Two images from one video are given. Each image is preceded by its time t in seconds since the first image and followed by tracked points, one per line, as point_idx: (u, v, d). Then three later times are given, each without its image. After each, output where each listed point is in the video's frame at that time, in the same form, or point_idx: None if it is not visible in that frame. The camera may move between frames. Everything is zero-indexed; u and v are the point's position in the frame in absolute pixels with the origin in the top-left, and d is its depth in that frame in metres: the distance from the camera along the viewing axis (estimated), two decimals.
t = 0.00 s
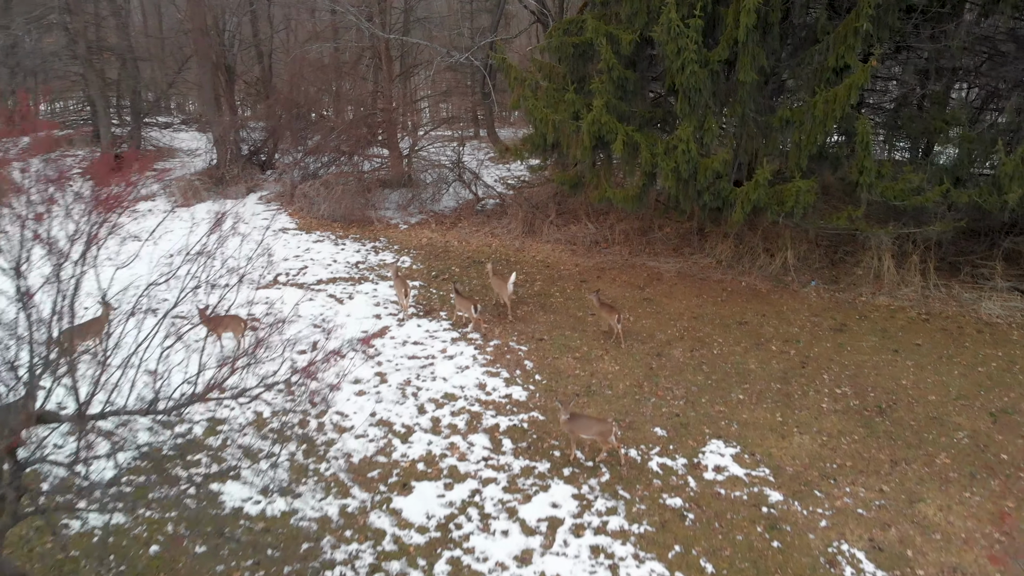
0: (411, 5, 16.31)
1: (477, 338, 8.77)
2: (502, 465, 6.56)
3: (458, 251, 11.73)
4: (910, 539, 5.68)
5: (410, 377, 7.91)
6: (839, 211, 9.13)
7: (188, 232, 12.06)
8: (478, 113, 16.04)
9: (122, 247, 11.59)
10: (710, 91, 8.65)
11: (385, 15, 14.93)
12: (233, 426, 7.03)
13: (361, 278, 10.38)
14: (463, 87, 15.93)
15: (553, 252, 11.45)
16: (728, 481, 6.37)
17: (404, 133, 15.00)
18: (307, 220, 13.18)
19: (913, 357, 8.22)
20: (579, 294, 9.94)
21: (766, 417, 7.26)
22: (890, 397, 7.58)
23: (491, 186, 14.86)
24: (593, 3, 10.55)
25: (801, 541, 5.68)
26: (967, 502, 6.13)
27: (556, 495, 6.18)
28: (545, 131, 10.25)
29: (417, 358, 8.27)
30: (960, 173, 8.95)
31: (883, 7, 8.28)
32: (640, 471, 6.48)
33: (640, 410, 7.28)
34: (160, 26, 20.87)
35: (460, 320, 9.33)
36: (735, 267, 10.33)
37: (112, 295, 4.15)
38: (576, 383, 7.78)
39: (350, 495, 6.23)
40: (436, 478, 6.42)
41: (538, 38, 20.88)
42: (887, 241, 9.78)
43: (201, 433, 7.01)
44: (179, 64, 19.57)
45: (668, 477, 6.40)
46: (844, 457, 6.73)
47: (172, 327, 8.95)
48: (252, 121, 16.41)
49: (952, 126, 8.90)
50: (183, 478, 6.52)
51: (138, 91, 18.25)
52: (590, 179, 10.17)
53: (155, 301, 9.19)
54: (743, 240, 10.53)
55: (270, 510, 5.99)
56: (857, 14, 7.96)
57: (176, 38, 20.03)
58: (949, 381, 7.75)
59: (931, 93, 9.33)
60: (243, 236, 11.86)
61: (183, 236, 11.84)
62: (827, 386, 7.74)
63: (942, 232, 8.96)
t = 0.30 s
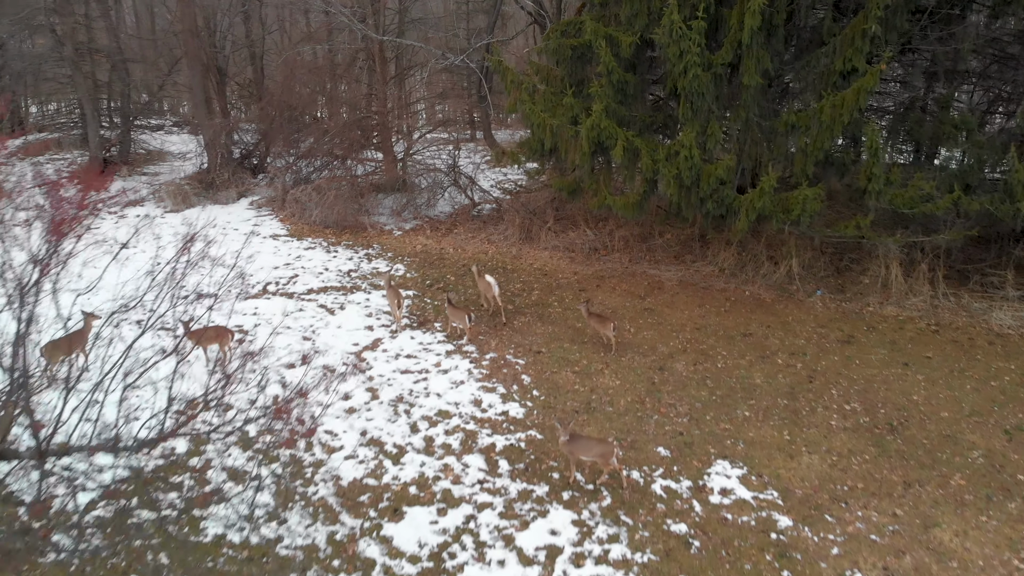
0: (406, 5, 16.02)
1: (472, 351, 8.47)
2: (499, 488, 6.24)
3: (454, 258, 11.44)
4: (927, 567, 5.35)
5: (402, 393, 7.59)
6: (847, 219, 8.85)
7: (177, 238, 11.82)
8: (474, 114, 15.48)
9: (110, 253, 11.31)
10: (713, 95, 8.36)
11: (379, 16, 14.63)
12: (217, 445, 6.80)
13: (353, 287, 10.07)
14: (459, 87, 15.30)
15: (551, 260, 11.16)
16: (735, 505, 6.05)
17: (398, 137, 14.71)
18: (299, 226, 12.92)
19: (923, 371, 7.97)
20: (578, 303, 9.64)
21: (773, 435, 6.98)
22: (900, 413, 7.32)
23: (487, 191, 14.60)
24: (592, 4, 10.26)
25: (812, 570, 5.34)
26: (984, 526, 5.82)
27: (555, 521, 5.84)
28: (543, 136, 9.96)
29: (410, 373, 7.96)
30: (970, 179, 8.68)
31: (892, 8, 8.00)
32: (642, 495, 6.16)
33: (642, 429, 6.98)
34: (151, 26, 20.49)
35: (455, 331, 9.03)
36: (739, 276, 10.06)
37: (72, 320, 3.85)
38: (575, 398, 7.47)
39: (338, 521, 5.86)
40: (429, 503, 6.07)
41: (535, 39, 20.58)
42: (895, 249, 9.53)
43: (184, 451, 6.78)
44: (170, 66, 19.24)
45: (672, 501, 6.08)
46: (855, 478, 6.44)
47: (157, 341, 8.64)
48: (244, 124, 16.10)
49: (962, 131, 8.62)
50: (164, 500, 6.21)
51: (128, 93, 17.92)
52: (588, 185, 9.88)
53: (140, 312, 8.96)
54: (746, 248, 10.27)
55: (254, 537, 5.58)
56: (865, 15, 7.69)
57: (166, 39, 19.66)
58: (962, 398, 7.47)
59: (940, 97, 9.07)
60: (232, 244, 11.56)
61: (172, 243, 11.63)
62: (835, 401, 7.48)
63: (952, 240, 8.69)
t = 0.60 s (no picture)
0: (403, 5, 15.74)
1: (470, 365, 8.18)
2: (496, 514, 5.89)
3: (452, 266, 11.15)
4: None
5: (396, 411, 7.27)
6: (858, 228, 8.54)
7: (167, 244, 11.54)
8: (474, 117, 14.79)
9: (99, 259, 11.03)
10: (720, 100, 8.06)
11: (374, 16, 14.33)
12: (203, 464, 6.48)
13: (347, 298, 9.77)
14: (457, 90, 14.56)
15: (551, 268, 10.88)
16: (745, 532, 5.69)
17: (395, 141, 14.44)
18: (293, 232, 12.67)
19: (937, 387, 7.66)
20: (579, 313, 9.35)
21: (783, 456, 6.67)
22: (916, 432, 7.01)
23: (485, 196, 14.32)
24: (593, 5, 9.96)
25: None
26: (1005, 554, 5.46)
27: (556, 549, 5.49)
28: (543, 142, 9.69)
29: (405, 389, 7.64)
30: (984, 186, 8.38)
31: (905, 9, 7.70)
32: (647, 521, 5.80)
33: (647, 449, 6.67)
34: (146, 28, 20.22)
35: (452, 344, 8.72)
36: (745, 285, 9.80)
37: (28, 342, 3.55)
38: (577, 416, 7.17)
39: (327, 550, 5.48)
40: (423, 530, 5.71)
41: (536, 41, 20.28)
42: (907, 258, 9.23)
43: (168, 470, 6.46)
44: (165, 68, 18.98)
45: (679, 528, 5.73)
46: (870, 502, 6.09)
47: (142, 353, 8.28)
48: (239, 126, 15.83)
49: (976, 136, 8.31)
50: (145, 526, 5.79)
51: (121, 95, 17.65)
52: (590, 192, 9.58)
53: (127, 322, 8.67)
54: (752, 256, 10.03)
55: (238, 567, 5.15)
56: (878, 16, 7.38)
57: (162, 41, 19.36)
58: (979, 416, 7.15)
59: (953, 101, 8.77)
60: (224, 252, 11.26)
61: (161, 247, 11.33)
62: (847, 419, 7.19)
63: (967, 249, 8.38)
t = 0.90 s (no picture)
0: (400, 6, 15.46)
1: (468, 378, 7.89)
2: (494, 542, 5.53)
3: (450, 273, 10.87)
4: None
5: (390, 430, 6.95)
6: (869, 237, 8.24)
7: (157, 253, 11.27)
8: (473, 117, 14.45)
9: (87, 267, 10.74)
10: (727, 104, 7.77)
11: (370, 17, 14.05)
12: (186, 488, 6.11)
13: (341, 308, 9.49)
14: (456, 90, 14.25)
15: (551, 276, 10.61)
16: (756, 561, 5.34)
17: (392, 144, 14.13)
18: (286, 238, 12.42)
19: (953, 404, 7.36)
20: (580, 323, 9.07)
21: (795, 477, 6.36)
22: (932, 452, 6.71)
23: (484, 200, 14.04)
24: (595, 6, 9.68)
25: None
26: None
27: None
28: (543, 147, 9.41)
29: (399, 406, 7.34)
30: (999, 193, 8.07)
31: (918, 11, 7.42)
32: (653, 549, 5.46)
33: (652, 470, 6.38)
34: (141, 29, 19.95)
35: (449, 357, 8.44)
36: (752, 294, 9.55)
37: None
38: (579, 434, 6.88)
39: None
40: (417, 559, 5.33)
41: (536, 42, 19.96)
42: (919, 267, 8.94)
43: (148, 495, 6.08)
44: (159, 69, 18.70)
45: (686, 557, 5.37)
46: (886, 528, 5.74)
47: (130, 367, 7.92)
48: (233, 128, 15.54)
49: (990, 142, 8.02)
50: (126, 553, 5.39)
51: (114, 97, 17.37)
52: (591, 199, 9.31)
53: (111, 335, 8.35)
54: (759, 265, 9.79)
55: None
56: (891, 18, 7.08)
57: (156, 42, 19.08)
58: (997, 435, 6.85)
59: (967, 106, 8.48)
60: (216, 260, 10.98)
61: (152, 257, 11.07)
62: (860, 438, 6.89)
63: (982, 259, 8.08)
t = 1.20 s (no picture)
0: (398, 6, 15.18)
1: (467, 393, 7.62)
2: (494, 570, 5.20)
3: (448, 280, 10.62)
4: None
5: (385, 449, 6.66)
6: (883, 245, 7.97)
7: (149, 261, 11.01)
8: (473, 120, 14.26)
9: (76, 274, 10.48)
10: (736, 108, 7.50)
11: (366, 21, 13.94)
12: (173, 511, 5.76)
13: (336, 318, 9.22)
14: (456, 92, 14.01)
15: (553, 283, 10.36)
16: None
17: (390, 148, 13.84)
18: (281, 244, 12.18)
19: (970, 419, 7.08)
20: (583, 333, 8.82)
21: (809, 499, 6.04)
22: (950, 471, 6.41)
23: (484, 205, 13.79)
24: (598, 7, 9.43)
25: None
26: None
27: None
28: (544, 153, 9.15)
29: (395, 423, 7.05)
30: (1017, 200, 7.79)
31: (932, 12, 7.16)
32: None
33: (658, 491, 6.09)
34: (136, 31, 19.69)
35: (447, 369, 8.16)
36: (760, 304, 9.31)
37: None
38: (583, 451, 6.61)
39: None
40: None
41: (537, 42, 19.66)
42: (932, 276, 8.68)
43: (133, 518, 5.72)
44: (154, 70, 18.45)
45: None
46: (905, 553, 5.41)
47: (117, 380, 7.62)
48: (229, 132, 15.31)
49: (1008, 147, 7.75)
50: None
51: (108, 99, 17.12)
52: (595, 206, 9.04)
53: (97, 347, 8.06)
54: (767, 274, 9.55)
55: None
56: (907, 19, 6.82)
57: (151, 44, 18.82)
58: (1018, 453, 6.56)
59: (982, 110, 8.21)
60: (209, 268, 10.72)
61: (143, 265, 10.81)
62: (876, 455, 6.61)
63: (999, 268, 7.80)
